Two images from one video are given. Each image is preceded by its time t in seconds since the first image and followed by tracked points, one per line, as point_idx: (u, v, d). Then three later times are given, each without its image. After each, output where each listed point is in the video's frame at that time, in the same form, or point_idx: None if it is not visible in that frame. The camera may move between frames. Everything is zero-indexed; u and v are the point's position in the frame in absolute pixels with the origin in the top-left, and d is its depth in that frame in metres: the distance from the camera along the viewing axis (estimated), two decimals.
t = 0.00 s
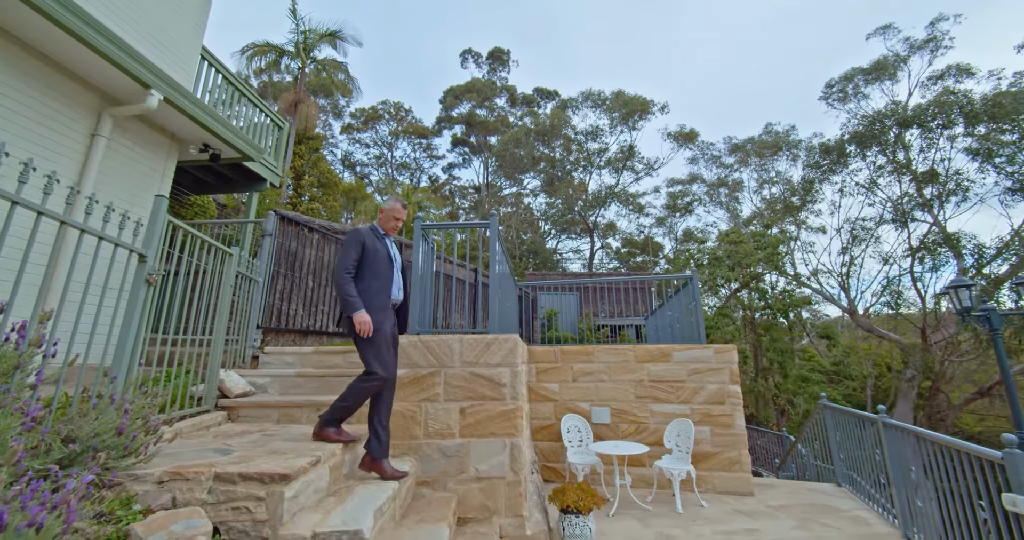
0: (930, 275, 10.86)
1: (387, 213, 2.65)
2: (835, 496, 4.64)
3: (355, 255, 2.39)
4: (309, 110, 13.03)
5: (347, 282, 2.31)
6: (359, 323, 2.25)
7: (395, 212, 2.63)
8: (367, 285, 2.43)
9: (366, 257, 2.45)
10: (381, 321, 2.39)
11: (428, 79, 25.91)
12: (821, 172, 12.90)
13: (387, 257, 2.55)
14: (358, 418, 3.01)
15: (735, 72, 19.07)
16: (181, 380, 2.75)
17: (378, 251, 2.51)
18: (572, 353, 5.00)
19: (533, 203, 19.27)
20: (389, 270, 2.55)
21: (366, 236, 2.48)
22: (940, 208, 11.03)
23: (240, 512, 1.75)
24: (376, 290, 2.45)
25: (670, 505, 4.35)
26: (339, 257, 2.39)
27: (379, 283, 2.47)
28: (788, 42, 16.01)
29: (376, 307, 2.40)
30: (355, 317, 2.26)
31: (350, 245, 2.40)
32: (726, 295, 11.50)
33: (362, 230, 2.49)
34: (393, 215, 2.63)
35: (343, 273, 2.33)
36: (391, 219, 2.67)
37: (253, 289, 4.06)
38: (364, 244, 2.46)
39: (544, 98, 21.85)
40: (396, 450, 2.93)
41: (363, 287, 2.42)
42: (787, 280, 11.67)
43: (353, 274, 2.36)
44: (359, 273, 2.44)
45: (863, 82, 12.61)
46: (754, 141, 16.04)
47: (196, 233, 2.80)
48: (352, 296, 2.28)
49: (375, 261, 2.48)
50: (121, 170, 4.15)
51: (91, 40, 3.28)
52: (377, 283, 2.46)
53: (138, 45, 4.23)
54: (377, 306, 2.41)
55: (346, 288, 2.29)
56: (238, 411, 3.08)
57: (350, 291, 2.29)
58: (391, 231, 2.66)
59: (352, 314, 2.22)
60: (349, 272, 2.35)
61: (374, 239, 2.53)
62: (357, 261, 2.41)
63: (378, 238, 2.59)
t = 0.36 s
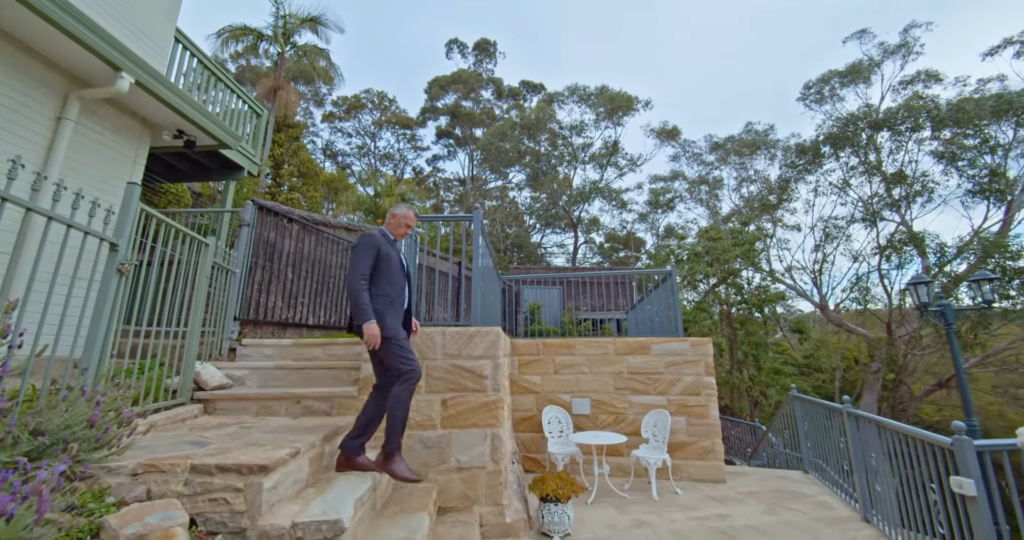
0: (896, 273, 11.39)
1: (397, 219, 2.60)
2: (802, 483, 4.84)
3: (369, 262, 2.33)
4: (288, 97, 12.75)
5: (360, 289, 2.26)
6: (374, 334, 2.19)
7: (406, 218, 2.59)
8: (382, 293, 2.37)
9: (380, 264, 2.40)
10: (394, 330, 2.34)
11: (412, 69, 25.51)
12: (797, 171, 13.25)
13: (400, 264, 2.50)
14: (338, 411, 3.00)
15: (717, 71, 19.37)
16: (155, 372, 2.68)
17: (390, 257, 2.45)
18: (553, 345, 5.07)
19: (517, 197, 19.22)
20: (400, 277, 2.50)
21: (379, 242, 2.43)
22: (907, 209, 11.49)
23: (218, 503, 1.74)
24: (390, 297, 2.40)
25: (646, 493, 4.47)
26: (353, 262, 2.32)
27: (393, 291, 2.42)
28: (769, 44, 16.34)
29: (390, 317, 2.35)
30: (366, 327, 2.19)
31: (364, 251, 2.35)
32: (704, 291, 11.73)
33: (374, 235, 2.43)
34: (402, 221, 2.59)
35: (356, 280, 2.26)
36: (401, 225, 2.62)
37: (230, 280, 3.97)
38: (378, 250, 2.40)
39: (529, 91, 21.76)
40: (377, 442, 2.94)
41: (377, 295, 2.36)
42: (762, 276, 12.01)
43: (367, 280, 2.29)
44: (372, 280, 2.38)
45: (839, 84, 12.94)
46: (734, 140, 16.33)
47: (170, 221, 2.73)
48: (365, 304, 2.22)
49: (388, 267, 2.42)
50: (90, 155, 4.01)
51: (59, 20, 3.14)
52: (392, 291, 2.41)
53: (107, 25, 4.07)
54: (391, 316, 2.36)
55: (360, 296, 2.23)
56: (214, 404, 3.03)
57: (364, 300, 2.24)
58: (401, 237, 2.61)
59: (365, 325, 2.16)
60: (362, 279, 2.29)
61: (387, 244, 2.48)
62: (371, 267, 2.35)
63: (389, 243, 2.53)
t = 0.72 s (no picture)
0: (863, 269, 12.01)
1: (398, 236, 2.56)
2: (769, 469, 5.06)
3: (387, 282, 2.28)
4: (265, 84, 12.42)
5: (388, 308, 2.20)
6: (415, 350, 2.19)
7: (408, 235, 2.57)
8: (399, 312, 2.35)
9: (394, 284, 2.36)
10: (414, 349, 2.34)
11: (395, 58, 25.05)
12: (773, 168, 13.63)
13: (407, 283, 2.49)
14: (317, 402, 2.99)
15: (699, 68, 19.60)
16: (127, 364, 2.62)
17: (400, 276, 2.43)
18: (533, 337, 5.14)
19: (500, 190, 19.17)
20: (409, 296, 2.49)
21: (390, 261, 2.38)
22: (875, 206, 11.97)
23: (193, 493, 1.73)
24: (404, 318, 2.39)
25: (621, 480, 4.61)
26: (368, 285, 2.25)
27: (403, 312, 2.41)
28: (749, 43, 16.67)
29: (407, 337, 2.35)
30: (412, 341, 2.19)
31: (377, 270, 2.29)
32: (682, 284, 11.99)
33: (385, 254, 2.38)
34: (408, 237, 2.57)
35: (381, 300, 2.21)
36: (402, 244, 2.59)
37: (205, 270, 3.88)
38: (391, 270, 2.36)
39: (513, 83, 21.63)
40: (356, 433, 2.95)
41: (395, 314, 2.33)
42: (737, 270, 12.35)
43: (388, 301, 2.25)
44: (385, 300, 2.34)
45: (814, 84, 13.26)
46: (713, 137, 16.62)
47: (142, 210, 2.66)
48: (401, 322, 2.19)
49: (400, 287, 2.40)
50: (56, 141, 3.86)
51: None
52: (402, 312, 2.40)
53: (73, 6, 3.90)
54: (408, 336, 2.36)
55: (394, 314, 2.18)
56: (190, 396, 2.99)
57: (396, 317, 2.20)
58: (402, 256, 2.58)
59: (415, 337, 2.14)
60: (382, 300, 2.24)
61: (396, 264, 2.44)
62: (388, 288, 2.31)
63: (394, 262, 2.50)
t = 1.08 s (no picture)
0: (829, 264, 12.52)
1: (400, 236, 2.55)
2: (738, 455, 5.26)
3: (375, 288, 2.29)
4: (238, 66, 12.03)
5: (371, 317, 2.22)
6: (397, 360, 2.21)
7: (408, 236, 2.56)
8: (390, 318, 2.36)
9: (385, 291, 2.37)
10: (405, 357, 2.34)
11: (374, 44, 24.49)
12: (747, 166, 13.99)
13: (406, 287, 2.49)
14: (293, 395, 2.95)
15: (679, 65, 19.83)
16: (93, 356, 2.52)
17: (396, 281, 2.43)
18: (514, 330, 5.19)
19: (482, 182, 19.01)
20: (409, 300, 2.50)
21: (384, 266, 2.40)
22: (842, 205, 12.44)
23: (165, 486, 1.70)
24: (398, 324, 2.39)
25: (598, 467, 4.72)
26: (359, 292, 2.28)
27: (399, 317, 2.41)
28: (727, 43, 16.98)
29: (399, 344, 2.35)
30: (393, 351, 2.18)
31: (368, 278, 2.31)
32: (659, 278, 12.23)
33: (380, 260, 2.39)
34: (409, 239, 2.56)
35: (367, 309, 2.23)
36: (405, 244, 2.58)
37: (174, 260, 3.75)
38: (383, 275, 2.37)
39: (496, 74, 21.42)
40: (334, 425, 2.94)
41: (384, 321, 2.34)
42: (711, 265, 12.66)
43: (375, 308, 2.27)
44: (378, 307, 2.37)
45: (788, 84, 13.61)
46: (691, 134, 16.88)
47: (108, 197, 2.56)
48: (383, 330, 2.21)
49: (395, 292, 2.40)
50: (13, 122, 3.67)
51: None
52: (398, 318, 2.40)
53: None
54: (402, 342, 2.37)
55: (376, 323, 2.21)
56: (159, 389, 2.90)
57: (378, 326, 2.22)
58: (405, 257, 2.57)
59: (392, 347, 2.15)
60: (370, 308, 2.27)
61: (393, 268, 2.45)
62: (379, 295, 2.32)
63: (396, 265, 2.51)
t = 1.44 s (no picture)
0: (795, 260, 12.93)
1: (402, 249, 2.64)
2: (707, 440, 5.47)
3: (378, 301, 2.32)
4: (203, 45, 11.53)
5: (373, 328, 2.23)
6: (394, 370, 2.15)
7: (408, 245, 2.66)
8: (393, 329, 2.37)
9: (387, 302, 2.39)
10: (408, 366, 2.33)
11: (351, 27, 23.73)
12: (720, 163, 14.36)
13: (409, 298, 2.49)
14: (264, 385, 2.89)
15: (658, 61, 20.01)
16: (47, 345, 2.39)
17: (399, 292, 2.44)
18: (491, 320, 5.23)
19: (461, 173, 18.76)
20: (413, 310, 2.50)
21: (387, 278, 2.43)
22: (808, 202, 12.95)
23: (128, 478, 1.64)
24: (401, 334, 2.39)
25: (572, 454, 4.83)
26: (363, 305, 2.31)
27: (403, 327, 2.41)
28: (704, 41, 17.25)
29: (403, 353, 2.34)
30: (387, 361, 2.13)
31: (371, 291, 2.34)
32: (634, 271, 12.48)
33: (381, 272, 2.43)
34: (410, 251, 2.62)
35: (369, 321, 2.24)
36: (405, 255, 2.65)
37: (136, 247, 3.58)
38: (385, 287, 2.39)
39: (477, 63, 21.16)
40: (307, 415, 2.89)
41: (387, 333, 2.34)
42: (684, 259, 12.98)
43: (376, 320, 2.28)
44: (381, 319, 2.37)
45: (761, 85, 13.98)
46: (668, 130, 17.16)
47: (64, 178, 2.42)
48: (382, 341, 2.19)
49: (397, 303, 2.42)
50: None
51: None
52: (401, 328, 2.40)
53: None
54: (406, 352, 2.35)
55: (375, 334, 2.19)
56: (120, 380, 2.78)
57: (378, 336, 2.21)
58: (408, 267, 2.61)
59: (384, 356, 2.11)
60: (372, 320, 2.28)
61: (396, 279, 2.48)
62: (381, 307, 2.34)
63: (399, 276, 2.54)
